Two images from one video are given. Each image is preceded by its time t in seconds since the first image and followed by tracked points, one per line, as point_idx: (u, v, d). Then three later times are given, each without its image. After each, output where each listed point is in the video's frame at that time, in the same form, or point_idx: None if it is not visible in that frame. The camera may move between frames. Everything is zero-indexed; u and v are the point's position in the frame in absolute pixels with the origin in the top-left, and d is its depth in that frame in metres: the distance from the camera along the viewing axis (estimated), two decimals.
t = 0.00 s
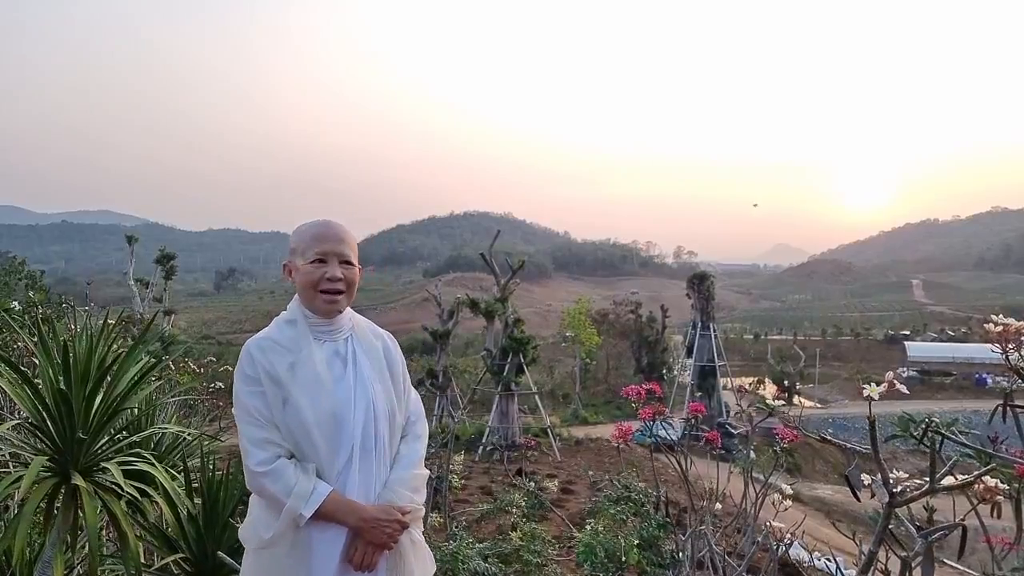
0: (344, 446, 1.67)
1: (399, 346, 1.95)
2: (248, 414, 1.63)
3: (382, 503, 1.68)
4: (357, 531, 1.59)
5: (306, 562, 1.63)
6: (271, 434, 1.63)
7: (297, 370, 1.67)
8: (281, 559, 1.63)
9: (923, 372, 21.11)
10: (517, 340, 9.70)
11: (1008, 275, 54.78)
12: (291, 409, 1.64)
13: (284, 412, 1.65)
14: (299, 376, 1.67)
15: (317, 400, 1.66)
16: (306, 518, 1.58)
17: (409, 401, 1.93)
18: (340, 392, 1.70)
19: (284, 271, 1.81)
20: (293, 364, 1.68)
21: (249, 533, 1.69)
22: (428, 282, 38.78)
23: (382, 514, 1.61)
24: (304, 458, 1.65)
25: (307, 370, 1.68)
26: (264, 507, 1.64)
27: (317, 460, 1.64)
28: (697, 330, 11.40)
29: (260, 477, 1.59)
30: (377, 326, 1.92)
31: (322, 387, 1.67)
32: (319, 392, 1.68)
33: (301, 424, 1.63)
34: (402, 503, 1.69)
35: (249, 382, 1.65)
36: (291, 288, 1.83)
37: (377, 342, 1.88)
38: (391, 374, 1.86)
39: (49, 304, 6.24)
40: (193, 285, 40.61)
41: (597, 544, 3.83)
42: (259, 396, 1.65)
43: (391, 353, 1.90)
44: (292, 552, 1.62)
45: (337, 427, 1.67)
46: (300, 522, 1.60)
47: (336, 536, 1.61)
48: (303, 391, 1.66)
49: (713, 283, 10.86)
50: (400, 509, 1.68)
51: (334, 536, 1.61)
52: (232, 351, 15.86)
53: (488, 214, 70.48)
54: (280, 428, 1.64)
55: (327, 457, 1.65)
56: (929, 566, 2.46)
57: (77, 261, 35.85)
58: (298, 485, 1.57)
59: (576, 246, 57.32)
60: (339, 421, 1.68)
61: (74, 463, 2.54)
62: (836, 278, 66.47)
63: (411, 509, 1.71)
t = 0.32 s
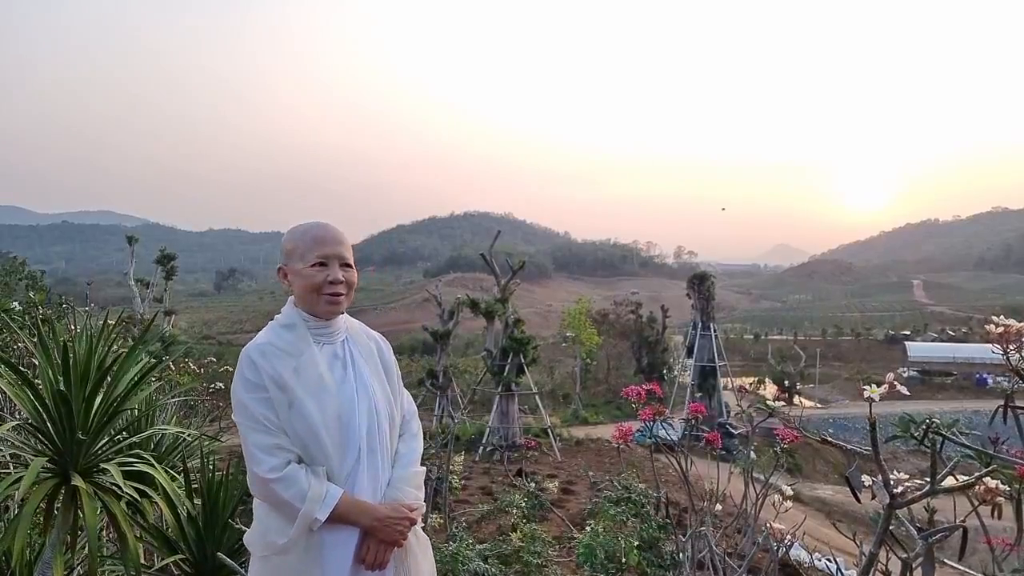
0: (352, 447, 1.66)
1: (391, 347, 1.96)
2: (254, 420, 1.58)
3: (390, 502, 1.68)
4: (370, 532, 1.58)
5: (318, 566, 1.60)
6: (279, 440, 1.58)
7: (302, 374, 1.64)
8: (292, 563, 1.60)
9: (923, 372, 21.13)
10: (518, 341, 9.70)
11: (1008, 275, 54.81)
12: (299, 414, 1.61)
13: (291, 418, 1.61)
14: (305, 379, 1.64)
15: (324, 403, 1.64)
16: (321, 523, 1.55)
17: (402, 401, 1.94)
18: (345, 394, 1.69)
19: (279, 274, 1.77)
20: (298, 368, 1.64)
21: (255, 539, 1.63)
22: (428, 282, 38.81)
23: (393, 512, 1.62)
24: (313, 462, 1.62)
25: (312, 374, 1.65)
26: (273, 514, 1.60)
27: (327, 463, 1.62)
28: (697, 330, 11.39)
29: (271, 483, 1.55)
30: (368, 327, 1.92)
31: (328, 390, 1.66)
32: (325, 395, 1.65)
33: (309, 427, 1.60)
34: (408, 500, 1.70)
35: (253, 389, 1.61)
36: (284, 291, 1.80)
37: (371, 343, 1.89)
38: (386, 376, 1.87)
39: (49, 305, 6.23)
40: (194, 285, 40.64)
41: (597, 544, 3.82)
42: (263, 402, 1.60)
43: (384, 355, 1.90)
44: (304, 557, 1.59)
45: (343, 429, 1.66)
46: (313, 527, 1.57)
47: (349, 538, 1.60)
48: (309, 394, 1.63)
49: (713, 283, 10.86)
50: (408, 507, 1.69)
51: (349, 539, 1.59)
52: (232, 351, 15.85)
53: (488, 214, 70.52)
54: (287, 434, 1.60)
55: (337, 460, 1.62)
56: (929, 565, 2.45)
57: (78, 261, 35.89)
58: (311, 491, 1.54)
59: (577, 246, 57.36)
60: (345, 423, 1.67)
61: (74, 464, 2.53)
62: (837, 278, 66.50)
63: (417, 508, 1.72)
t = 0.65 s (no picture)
0: (356, 447, 1.66)
1: (390, 348, 1.96)
2: (257, 421, 1.57)
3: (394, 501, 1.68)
4: (375, 529, 1.58)
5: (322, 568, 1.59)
6: (284, 441, 1.57)
7: (305, 375, 1.63)
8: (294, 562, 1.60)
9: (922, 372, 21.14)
10: (518, 340, 9.68)
11: (1009, 275, 54.78)
12: (303, 415, 1.60)
13: (295, 419, 1.60)
14: (309, 381, 1.63)
15: (327, 403, 1.64)
16: (326, 523, 1.55)
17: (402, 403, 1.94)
18: (348, 397, 1.69)
19: (279, 275, 1.76)
20: (301, 369, 1.63)
21: (258, 536, 1.63)
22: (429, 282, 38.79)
23: (397, 509, 1.62)
24: (317, 463, 1.61)
25: (316, 375, 1.65)
26: (276, 515, 1.59)
27: (331, 464, 1.61)
28: (697, 330, 11.37)
29: (274, 484, 1.54)
30: (367, 327, 1.92)
31: (332, 393, 1.65)
32: (329, 397, 1.65)
33: (314, 429, 1.60)
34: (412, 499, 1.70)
35: (257, 391, 1.59)
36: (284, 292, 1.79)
37: (370, 342, 1.89)
38: (387, 376, 1.87)
39: (50, 305, 6.23)
40: (194, 285, 40.58)
41: (597, 545, 3.81)
42: (267, 403, 1.59)
43: (385, 356, 1.91)
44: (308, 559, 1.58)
45: (347, 430, 1.66)
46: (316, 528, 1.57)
47: (354, 538, 1.59)
48: (313, 396, 1.62)
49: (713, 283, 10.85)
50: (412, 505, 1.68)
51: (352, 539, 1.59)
52: (232, 351, 15.82)
53: (489, 214, 70.54)
54: (292, 436, 1.59)
55: (341, 459, 1.62)
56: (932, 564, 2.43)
57: (78, 260, 35.85)
58: (318, 491, 1.54)
59: (577, 246, 57.34)
60: (349, 423, 1.66)
61: (75, 464, 2.53)
62: (837, 278, 66.48)
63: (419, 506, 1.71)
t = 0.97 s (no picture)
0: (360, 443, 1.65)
1: (394, 347, 1.95)
2: (260, 421, 1.57)
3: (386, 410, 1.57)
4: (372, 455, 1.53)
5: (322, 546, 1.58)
6: (284, 439, 1.57)
7: (307, 373, 1.62)
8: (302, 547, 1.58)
9: (922, 373, 21.15)
10: (518, 340, 9.66)
11: (1009, 275, 54.74)
12: (306, 414, 1.59)
13: (297, 417, 1.59)
14: (310, 378, 1.62)
15: (330, 402, 1.64)
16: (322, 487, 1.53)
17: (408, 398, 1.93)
18: (350, 395, 1.68)
19: (282, 276, 1.76)
20: (304, 368, 1.62)
21: (263, 534, 1.61)
22: (429, 283, 38.82)
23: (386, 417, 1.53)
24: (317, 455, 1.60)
25: (318, 373, 1.64)
26: (277, 509, 1.58)
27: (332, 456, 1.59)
28: (698, 331, 11.35)
29: (272, 473, 1.52)
30: (372, 327, 1.91)
31: (335, 391, 1.65)
32: (330, 394, 1.64)
33: (316, 426, 1.59)
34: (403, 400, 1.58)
35: (259, 391, 1.59)
36: (287, 292, 1.79)
37: (374, 342, 1.89)
38: (390, 375, 1.87)
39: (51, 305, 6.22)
40: (194, 285, 40.65)
41: (599, 546, 3.80)
42: (270, 403, 1.59)
43: (388, 356, 1.90)
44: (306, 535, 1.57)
45: (350, 427, 1.65)
46: (314, 499, 1.56)
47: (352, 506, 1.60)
48: (315, 393, 1.62)
49: (714, 283, 10.83)
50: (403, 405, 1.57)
51: (351, 489, 1.60)
52: (233, 351, 15.84)
53: (489, 214, 70.57)
54: (293, 433, 1.59)
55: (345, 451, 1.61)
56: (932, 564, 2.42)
57: (79, 261, 35.93)
58: (312, 464, 1.51)
59: (577, 246, 57.37)
60: (351, 421, 1.66)
61: (75, 465, 2.53)
62: (837, 278, 66.51)
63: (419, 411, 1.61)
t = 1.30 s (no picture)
0: (366, 441, 1.66)
1: (398, 347, 1.96)
2: (262, 422, 1.56)
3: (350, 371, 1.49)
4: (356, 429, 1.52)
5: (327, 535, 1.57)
6: (285, 436, 1.56)
7: (310, 372, 1.63)
8: (301, 550, 1.55)
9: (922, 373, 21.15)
10: (518, 341, 9.67)
11: (1009, 276, 54.74)
12: (311, 415, 1.60)
13: (300, 416, 1.59)
14: (313, 377, 1.63)
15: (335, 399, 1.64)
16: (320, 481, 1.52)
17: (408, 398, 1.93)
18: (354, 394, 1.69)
19: (286, 277, 1.76)
20: (307, 368, 1.63)
21: (268, 527, 1.60)
22: (429, 283, 38.83)
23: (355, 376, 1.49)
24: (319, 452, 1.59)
25: (322, 374, 1.65)
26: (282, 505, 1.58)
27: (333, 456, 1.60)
28: (698, 331, 11.35)
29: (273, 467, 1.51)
30: (376, 328, 1.92)
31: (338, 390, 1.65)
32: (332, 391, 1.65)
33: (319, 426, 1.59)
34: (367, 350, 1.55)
35: (263, 393, 1.59)
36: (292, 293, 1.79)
37: (379, 342, 1.90)
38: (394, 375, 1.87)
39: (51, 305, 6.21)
40: (195, 285, 40.67)
41: (599, 546, 3.80)
42: (274, 405, 1.59)
43: (394, 356, 1.91)
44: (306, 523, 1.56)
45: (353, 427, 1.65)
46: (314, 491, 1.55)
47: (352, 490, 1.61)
48: (317, 392, 1.62)
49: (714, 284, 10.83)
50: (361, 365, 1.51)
51: (355, 486, 1.61)
52: (234, 351, 15.84)
53: (490, 215, 70.62)
54: (295, 430, 1.58)
55: (349, 449, 1.61)
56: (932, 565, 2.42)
57: (79, 260, 35.93)
58: (306, 461, 1.49)
59: (578, 247, 57.39)
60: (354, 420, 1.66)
61: (77, 464, 2.54)
62: (838, 278, 66.54)
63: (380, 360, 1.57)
